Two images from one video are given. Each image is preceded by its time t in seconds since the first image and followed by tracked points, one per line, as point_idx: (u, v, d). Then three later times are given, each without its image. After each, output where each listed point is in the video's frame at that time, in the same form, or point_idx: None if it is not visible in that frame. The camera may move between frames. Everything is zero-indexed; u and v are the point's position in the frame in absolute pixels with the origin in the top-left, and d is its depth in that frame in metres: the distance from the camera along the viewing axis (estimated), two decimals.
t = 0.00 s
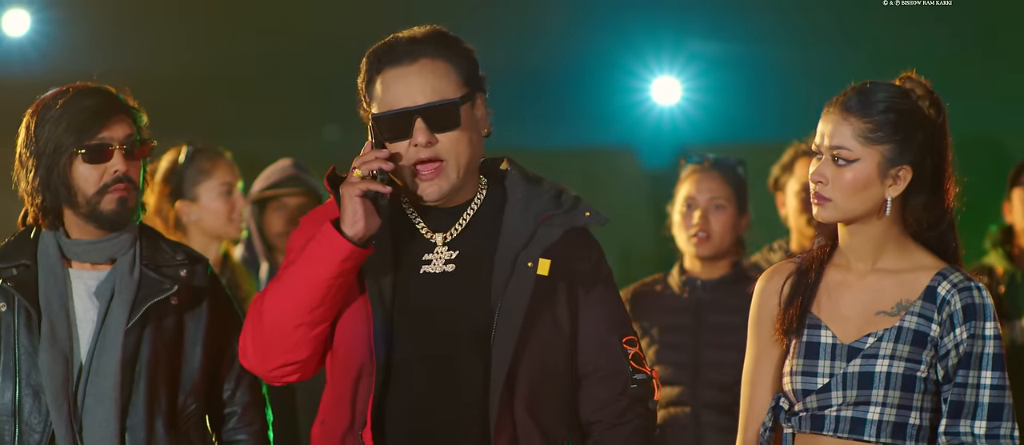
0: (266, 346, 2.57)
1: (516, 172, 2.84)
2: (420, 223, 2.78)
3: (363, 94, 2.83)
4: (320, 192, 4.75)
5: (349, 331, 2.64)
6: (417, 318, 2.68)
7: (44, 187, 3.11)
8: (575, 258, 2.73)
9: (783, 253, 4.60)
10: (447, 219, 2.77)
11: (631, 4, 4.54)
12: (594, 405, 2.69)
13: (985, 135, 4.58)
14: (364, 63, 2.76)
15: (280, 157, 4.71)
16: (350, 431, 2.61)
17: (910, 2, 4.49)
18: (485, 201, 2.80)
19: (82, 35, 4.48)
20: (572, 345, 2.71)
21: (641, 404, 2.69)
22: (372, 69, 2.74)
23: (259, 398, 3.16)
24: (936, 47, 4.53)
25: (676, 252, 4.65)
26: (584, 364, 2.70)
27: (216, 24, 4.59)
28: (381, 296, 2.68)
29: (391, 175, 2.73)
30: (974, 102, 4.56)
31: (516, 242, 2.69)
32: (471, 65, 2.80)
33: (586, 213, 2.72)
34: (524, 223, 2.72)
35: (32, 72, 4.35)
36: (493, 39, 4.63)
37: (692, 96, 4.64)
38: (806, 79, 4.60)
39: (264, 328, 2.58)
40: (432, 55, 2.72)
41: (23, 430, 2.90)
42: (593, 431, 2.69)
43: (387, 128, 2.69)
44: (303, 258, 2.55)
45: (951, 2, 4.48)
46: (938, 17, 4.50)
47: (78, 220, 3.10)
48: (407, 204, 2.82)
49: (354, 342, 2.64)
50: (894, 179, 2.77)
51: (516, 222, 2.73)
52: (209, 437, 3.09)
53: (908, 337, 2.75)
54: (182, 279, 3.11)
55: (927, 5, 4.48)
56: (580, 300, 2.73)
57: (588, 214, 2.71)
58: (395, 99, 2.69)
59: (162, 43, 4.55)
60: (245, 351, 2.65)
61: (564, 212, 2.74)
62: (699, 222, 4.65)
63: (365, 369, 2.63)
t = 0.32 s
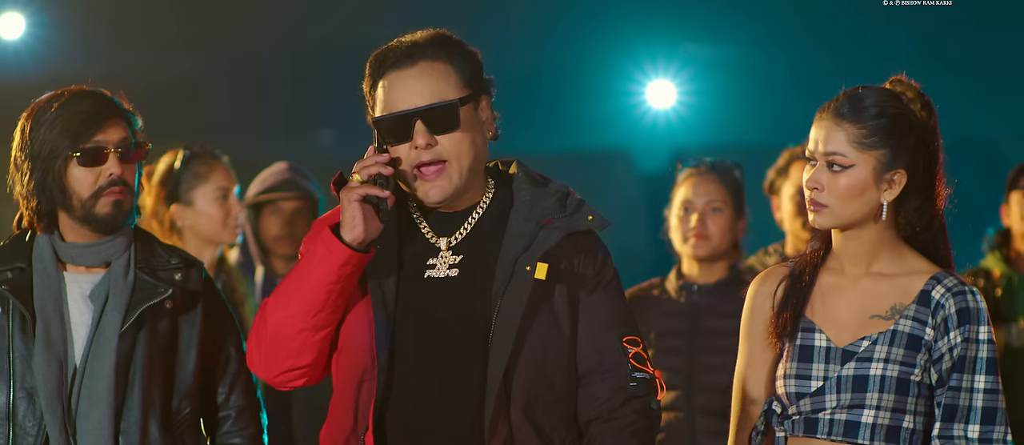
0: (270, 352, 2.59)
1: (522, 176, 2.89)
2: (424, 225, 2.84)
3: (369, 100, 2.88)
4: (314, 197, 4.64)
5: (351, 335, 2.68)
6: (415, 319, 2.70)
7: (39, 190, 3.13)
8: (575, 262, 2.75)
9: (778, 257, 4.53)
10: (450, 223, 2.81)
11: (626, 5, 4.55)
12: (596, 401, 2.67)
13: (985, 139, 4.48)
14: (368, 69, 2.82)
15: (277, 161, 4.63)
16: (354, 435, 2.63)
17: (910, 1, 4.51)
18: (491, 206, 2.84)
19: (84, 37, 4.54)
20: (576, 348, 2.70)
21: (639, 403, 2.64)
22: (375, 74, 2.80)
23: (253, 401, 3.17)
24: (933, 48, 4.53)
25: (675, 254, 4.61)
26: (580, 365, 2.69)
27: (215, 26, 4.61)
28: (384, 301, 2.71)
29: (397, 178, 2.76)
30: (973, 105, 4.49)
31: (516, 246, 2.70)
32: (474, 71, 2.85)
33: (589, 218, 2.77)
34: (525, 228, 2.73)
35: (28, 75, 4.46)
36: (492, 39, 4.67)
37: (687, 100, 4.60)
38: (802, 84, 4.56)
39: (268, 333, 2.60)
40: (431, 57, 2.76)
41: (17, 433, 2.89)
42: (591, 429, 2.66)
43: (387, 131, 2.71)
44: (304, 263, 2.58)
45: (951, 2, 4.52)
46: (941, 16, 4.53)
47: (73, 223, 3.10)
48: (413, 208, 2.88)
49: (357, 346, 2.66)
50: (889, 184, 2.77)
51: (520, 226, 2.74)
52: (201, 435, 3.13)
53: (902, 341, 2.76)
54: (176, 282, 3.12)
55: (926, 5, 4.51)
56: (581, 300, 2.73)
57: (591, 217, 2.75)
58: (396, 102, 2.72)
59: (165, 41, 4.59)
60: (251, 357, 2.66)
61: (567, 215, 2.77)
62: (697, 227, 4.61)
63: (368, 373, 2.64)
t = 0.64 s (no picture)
0: (278, 350, 2.57)
1: (527, 178, 2.92)
2: (431, 228, 2.82)
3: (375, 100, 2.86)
4: (310, 199, 4.62)
5: (363, 336, 2.67)
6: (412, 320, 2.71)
7: (34, 191, 3.15)
8: (588, 269, 2.79)
9: (771, 258, 4.48)
10: (457, 226, 2.81)
11: (620, 7, 4.59)
12: (608, 412, 2.71)
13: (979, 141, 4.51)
14: (376, 67, 2.80)
15: (272, 162, 4.62)
16: (364, 436, 2.63)
17: (910, 2, 4.54)
18: (496, 209, 2.85)
19: (82, 38, 4.55)
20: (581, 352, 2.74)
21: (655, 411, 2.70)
22: (384, 74, 2.78)
23: (248, 402, 3.17)
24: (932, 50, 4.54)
25: (667, 255, 4.58)
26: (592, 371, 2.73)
27: (216, 29, 4.64)
28: (394, 301, 2.69)
29: (405, 179, 2.76)
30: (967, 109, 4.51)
31: (527, 251, 2.72)
32: (483, 71, 2.85)
33: (598, 222, 2.80)
34: (536, 231, 2.75)
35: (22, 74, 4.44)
36: (488, 40, 4.67)
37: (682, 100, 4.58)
38: (796, 87, 4.57)
39: (276, 332, 2.58)
40: (443, 58, 2.76)
41: (12, 435, 2.90)
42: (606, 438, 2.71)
43: (398, 131, 2.72)
44: (316, 261, 2.57)
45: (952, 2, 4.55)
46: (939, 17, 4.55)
47: (68, 224, 3.11)
48: (418, 209, 2.87)
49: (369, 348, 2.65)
50: (883, 186, 2.78)
51: (528, 230, 2.75)
52: (195, 436, 3.11)
53: (896, 342, 2.78)
54: (171, 285, 3.13)
55: (927, 5, 4.54)
56: (591, 307, 2.76)
57: (600, 222, 2.78)
58: (406, 102, 2.72)
59: (165, 41, 4.61)
60: (253, 355, 2.63)
61: (576, 220, 2.80)
62: (693, 229, 4.57)
63: (379, 374, 2.64)
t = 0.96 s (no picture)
0: (277, 352, 2.55)
1: (523, 183, 2.92)
2: (428, 230, 2.83)
3: (371, 101, 2.86)
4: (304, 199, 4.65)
5: (363, 338, 2.64)
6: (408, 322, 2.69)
7: (28, 192, 3.16)
8: (590, 276, 2.79)
9: (765, 259, 4.52)
10: (456, 230, 2.81)
11: (613, 7, 4.57)
12: (609, 420, 2.73)
13: (974, 141, 4.52)
14: (374, 69, 2.79)
15: (266, 164, 4.63)
16: (364, 438, 2.60)
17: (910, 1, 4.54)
18: (493, 214, 2.85)
19: (79, 38, 4.55)
20: (581, 356, 2.76)
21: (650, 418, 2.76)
22: (382, 76, 2.76)
23: (241, 404, 3.16)
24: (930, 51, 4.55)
25: (663, 257, 4.61)
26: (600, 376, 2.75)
27: (214, 29, 4.61)
28: (395, 303, 2.69)
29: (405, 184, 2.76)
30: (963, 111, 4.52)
31: (528, 255, 2.74)
32: (480, 73, 2.86)
33: (597, 226, 2.80)
34: (536, 235, 2.78)
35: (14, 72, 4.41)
36: (482, 41, 4.68)
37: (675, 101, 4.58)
38: (789, 87, 4.57)
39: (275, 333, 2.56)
40: (444, 60, 2.76)
41: (5, 436, 2.91)
42: None
43: (399, 134, 2.71)
44: (319, 263, 2.54)
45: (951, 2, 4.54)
46: (938, 17, 4.56)
47: (62, 225, 3.12)
48: (416, 212, 2.87)
49: (370, 349, 2.62)
50: (877, 187, 2.79)
51: (527, 233, 2.78)
52: (188, 437, 3.11)
53: (889, 343, 2.78)
54: (165, 286, 3.12)
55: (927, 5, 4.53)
56: (593, 316, 2.77)
57: (599, 226, 2.79)
58: (408, 105, 2.72)
59: (164, 40, 4.61)
60: (251, 356, 2.60)
61: (575, 224, 2.82)
62: (688, 232, 4.59)
63: (379, 375, 2.61)
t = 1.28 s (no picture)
0: (265, 352, 2.55)
1: (513, 182, 2.93)
2: (416, 229, 2.83)
3: (360, 104, 2.86)
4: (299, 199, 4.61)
5: (349, 336, 2.64)
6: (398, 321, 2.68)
7: (22, 192, 3.14)
8: (578, 274, 2.80)
9: (758, 260, 4.44)
10: (443, 228, 2.81)
11: (607, 8, 4.57)
12: (593, 417, 2.72)
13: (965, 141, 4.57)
14: (361, 71, 2.80)
15: (259, 164, 4.65)
16: (348, 435, 2.60)
17: (910, 1, 4.55)
18: (481, 213, 2.86)
19: (77, 39, 4.57)
20: (568, 354, 2.76)
21: (636, 418, 2.73)
22: (369, 77, 2.77)
23: (234, 405, 3.16)
24: (926, 52, 4.56)
25: (659, 258, 4.58)
26: (581, 374, 2.75)
27: (212, 29, 4.64)
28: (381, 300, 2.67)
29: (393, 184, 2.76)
30: (958, 112, 4.56)
31: (515, 253, 2.73)
32: (468, 73, 2.86)
33: (585, 226, 2.82)
34: (523, 233, 2.77)
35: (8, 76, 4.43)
36: (477, 42, 4.67)
37: (668, 101, 4.61)
38: (784, 88, 4.58)
39: (263, 334, 2.56)
40: (430, 60, 2.76)
41: None
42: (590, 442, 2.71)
43: (386, 134, 2.71)
44: (307, 263, 2.54)
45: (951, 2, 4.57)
46: (938, 17, 4.57)
47: (55, 226, 3.10)
48: (405, 211, 2.87)
49: (355, 347, 2.63)
50: (870, 188, 2.80)
51: (514, 231, 2.77)
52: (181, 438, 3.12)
53: (883, 343, 2.79)
54: (158, 287, 3.11)
55: (927, 5, 4.55)
56: (578, 313, 2.77)
57: (587, 225, 2.81)
58: (394, 106, 2.72)
59: (162, 41, 4.62)
60: (241, 355, 2.62)
61: (563, 223, 2.83)
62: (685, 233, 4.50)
63: (363, 373, 2.62)
